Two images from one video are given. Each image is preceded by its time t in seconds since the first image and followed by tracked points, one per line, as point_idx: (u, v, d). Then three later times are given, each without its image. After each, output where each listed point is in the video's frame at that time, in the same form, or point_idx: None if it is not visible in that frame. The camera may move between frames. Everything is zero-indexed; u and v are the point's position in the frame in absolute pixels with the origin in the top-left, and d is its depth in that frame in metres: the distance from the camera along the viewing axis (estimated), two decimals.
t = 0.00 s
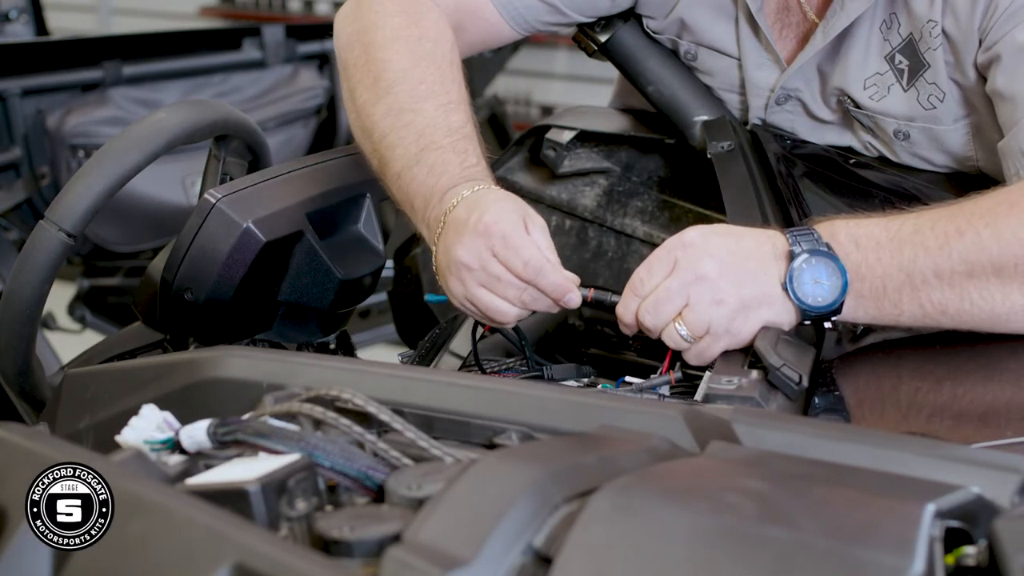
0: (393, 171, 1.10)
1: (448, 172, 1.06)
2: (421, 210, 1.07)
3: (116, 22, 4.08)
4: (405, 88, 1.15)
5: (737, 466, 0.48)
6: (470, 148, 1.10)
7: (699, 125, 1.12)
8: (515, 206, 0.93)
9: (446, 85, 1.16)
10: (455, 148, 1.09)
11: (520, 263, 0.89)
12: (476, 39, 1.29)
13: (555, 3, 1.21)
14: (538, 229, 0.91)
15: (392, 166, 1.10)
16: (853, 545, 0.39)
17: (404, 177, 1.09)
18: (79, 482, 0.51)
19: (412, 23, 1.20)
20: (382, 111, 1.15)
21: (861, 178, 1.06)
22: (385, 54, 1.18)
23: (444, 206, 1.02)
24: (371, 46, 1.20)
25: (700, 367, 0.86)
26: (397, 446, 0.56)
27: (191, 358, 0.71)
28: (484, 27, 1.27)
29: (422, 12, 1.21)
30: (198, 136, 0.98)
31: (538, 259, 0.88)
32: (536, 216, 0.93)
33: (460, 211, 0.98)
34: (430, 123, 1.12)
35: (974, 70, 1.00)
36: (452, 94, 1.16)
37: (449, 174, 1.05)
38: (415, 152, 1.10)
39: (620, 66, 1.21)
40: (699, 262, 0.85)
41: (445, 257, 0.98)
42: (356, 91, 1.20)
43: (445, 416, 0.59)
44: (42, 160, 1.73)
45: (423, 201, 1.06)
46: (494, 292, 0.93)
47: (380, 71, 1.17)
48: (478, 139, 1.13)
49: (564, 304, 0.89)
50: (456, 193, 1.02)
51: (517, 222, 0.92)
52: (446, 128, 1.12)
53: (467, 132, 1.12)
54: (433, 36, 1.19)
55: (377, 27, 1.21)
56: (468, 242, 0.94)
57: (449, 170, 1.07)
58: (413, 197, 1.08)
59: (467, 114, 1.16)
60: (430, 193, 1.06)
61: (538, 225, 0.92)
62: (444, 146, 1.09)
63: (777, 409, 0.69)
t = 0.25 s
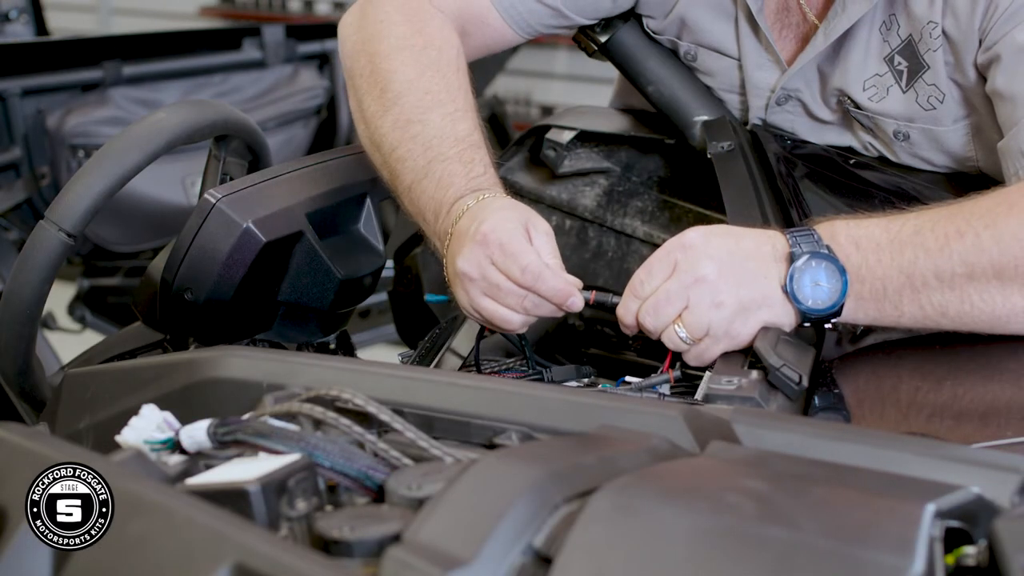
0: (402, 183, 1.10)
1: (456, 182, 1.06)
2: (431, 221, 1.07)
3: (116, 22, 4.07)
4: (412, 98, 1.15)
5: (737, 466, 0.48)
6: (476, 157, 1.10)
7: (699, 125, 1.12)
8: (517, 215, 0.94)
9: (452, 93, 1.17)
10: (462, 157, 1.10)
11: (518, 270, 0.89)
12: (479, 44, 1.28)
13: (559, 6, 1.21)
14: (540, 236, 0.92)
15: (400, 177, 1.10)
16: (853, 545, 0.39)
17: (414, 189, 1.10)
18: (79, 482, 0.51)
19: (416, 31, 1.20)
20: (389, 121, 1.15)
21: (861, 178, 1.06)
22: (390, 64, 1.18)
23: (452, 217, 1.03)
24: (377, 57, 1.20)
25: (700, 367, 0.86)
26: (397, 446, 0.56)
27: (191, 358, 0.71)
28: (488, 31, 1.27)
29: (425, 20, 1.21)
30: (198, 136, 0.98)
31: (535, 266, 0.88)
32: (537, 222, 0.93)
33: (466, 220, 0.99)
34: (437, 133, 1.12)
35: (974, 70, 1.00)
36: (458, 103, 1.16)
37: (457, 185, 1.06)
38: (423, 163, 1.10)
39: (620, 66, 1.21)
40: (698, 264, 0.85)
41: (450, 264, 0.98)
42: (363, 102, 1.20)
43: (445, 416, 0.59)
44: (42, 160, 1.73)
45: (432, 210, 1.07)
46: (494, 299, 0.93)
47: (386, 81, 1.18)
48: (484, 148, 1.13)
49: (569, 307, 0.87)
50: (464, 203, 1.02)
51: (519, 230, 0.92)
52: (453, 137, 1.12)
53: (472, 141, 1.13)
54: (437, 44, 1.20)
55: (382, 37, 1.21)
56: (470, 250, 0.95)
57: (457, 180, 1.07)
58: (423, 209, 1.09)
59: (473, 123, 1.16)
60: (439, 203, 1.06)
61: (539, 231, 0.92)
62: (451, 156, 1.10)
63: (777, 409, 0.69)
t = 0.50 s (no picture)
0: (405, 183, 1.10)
1: (460, 183, 1.06)
2: (435, 221, 1.07)
3: (116, 22, 4.07)
4: (414, 98, 1.15)
5: (737, 467, 0.48)
6: (480, 158, 1.10)
7: (700, 125, 1.12)
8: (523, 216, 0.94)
9: (454, 94, 1.16)
10: (465, 158, 1.09)
11: (523, 271, 0.89)
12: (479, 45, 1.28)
13: (559, 7, 1.21)
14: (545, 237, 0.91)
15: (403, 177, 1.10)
16: (852, 545, 0.39)
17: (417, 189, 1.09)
18: (78, 482, 0.51)
19: (417, 32, 1.20)
20: (391, 122, 1.15)
21: (862, 178, 1.06)
22: (392, 65, 1.18)
23: (456, 217, 1.03)
24: (378, 57, 1.20)
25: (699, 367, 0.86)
26: (397, 446, 0.56)
27: (191, 358, 0.71)
28: (489, 31, 1.27)
29: (427, 21, 1.21)
30: (199, 136, 0.98)
31: (542, 266, 0.88)
32: (543, 222, 0.92)
33: (470, 220, 0.99)
34: (440, 134, 1.12)
35: (973, 70, 1.00)
36: (461, 104, 1.16)
37: (462, 185, 1.05)
38: (427, 164, 1.10)
39: (620, 66, 1.22)
40: (695, 265, 0.85)
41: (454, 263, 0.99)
42: (364, 103, 1.20)
43: (445, 416, 0.59)
44: (42, 160, 1.73)
45: (436, 211, 1.07)
46: (497, 297, 0.93)
47: (388, 81, 1.17)
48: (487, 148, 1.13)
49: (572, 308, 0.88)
50: (470, 204, 1.02)
51: (525, 230, 0.92)
52: (456, 138, 1.12)
53: (476, 141, 1.13)
54: (439, 44, 1.19)
55: (383, 38, 1.21)
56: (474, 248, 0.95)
57: (461, 181, 1.07)
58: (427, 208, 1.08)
59: (475, 123, 1.16)
60: (443, 204, 1.06)
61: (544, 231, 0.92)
62: (455, 157, 1.10)
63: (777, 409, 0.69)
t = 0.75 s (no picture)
0: (404, 172, 1.09)
1: (461, 174, 1.06)
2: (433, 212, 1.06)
3: (116, 22, 4.07)
4: (413, 89, 1.15)
5: (737, 466, 0.48)
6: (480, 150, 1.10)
7: (700, 125, 1.12)
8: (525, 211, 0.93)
9: (454, 86, 1.16)
10: (466, 150, 1.09)
11: (521, 269, 0.89)
12: (475, 39, 1.28)
13: (554, 3, 1.20)
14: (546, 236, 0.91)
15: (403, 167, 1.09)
16: (852, 545, 0.39)
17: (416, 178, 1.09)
18: (78, 482, 0.51)
19: (415, 23, 1.20)
20: (390, 112, 1.14)
21: (862, 179, 1.06)
22: (391, 55, 1.18)
23: (457, 208, 1.02)
24: (376, 47, 1.20)
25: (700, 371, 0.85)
26: (397, 446, 0.56)
27: (191, 358, 0.71)
28: (484, 28, 1.27)
29: (425, 12, 1.21)
30: (199, 136, 0.98)
31: (540, 266, 0.88)
32: (547, 224, 0.93)
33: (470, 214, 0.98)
34: (439, 125, 1.12)
35: (974, 70, 1.00)
36: (461, 96, 1.16)
37: (463, 176, 1.05)
38: (427, 154, 1.10)
39: (620, 66, 1.22)
40: (694, 267, 0.86)
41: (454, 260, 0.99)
42: (361, 93, 1.19)
43: (445, 416, 0.59)
44: (42, 160, 1.73)
45: (435, 201, 1.06)
46: (497, 294, 0.93)
47: (387, 71, 1.17)
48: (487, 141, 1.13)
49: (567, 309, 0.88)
50: (471, 196, 1.02)
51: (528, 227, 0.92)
52: (456, 130, 1.12)
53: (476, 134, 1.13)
54: (437, 36, 1.19)
55: (380, 28, 1.21)
56: (476, 243, 0.95)
57: (461, 172, 1.07)
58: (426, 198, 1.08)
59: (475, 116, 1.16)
60: (442, 195, 1.06)
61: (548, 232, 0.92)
62: (455, 148, 1.09)
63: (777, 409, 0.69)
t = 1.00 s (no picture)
0: (392, 156, 1.09)
1: (453, 162, 1.06)
2: (417, 195, 1.05)
3: (116, 22, 4.07)
4: (407, 77, 1.14)
5: (737, 467, 0.48)
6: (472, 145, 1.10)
7: (700, 125, 1.12)
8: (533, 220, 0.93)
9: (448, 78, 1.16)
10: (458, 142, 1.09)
11: (540, 289, 0.89)
12: (473, 38, 1.27)
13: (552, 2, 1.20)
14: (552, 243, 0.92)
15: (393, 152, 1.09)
16: (852, 545, 0.39)
17: (402, 159, 1.08)
18: (78, 482, 0.51)
19: (412, 16, 1.19)
20: (383, 98, 1.14)
21: (862, 179, 1.06)
22: (387, 44, 1.17)
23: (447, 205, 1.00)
24: (372, 37, 1.19)
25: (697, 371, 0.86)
26: (398, 446, 0.56)
27: (191, 358, 0.71)
28: (481, 26, 1.26)
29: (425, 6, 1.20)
30: (198, 136, 0.98)
31: (561, 285, 0.89)
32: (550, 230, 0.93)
33: (469, 214, 0.96)
34: (432, 114, 1.11)
35: (973, 70, 0.99)
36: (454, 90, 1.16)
37: (454, 163, 1.05)
38: (417, 139, 1.09)
39: (620, 66, 1.22)
40: (689, 269, 0.86)
41: (447, 264, 0.97)
42: (353, 78, 1.19)
43: (445, 416, 0.59)
44: (42, 160, 1.73)
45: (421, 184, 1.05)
46: (505, 305, 0.92)
47: (382, 59, 1.16)
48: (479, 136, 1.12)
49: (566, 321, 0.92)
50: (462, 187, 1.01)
51: (541, 239, 0.92)
52: (447, 121, 1.11)
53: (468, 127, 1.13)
54: (434, 30, 1.19)
55: (378, 18, 1.20)
56: (485, 256, 0.92)
57: (452, 161, 1.06)
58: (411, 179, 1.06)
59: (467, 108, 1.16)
60: (430, 180, 1.05)
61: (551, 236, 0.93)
62: (448, 138, 1.09)
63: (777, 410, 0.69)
